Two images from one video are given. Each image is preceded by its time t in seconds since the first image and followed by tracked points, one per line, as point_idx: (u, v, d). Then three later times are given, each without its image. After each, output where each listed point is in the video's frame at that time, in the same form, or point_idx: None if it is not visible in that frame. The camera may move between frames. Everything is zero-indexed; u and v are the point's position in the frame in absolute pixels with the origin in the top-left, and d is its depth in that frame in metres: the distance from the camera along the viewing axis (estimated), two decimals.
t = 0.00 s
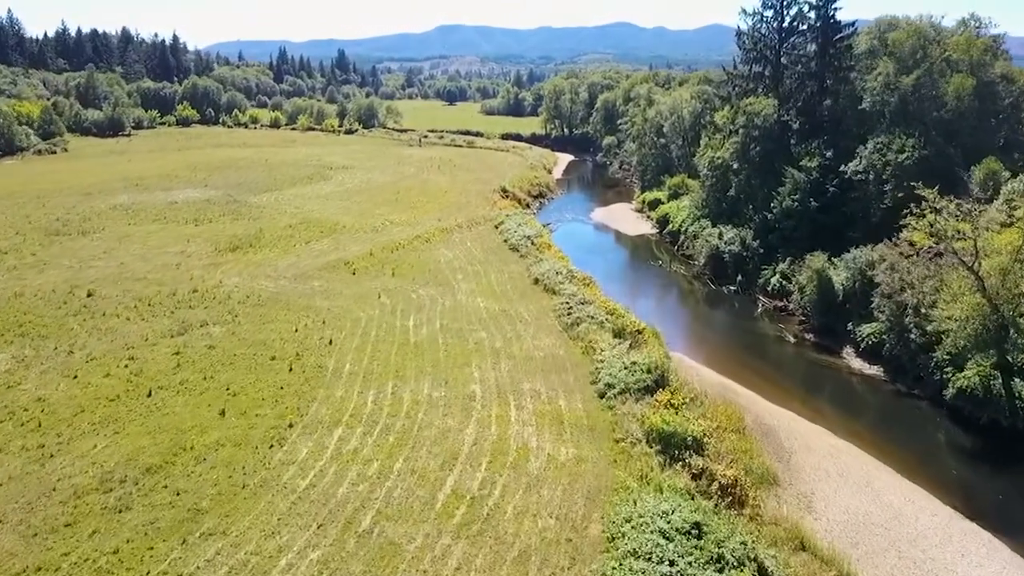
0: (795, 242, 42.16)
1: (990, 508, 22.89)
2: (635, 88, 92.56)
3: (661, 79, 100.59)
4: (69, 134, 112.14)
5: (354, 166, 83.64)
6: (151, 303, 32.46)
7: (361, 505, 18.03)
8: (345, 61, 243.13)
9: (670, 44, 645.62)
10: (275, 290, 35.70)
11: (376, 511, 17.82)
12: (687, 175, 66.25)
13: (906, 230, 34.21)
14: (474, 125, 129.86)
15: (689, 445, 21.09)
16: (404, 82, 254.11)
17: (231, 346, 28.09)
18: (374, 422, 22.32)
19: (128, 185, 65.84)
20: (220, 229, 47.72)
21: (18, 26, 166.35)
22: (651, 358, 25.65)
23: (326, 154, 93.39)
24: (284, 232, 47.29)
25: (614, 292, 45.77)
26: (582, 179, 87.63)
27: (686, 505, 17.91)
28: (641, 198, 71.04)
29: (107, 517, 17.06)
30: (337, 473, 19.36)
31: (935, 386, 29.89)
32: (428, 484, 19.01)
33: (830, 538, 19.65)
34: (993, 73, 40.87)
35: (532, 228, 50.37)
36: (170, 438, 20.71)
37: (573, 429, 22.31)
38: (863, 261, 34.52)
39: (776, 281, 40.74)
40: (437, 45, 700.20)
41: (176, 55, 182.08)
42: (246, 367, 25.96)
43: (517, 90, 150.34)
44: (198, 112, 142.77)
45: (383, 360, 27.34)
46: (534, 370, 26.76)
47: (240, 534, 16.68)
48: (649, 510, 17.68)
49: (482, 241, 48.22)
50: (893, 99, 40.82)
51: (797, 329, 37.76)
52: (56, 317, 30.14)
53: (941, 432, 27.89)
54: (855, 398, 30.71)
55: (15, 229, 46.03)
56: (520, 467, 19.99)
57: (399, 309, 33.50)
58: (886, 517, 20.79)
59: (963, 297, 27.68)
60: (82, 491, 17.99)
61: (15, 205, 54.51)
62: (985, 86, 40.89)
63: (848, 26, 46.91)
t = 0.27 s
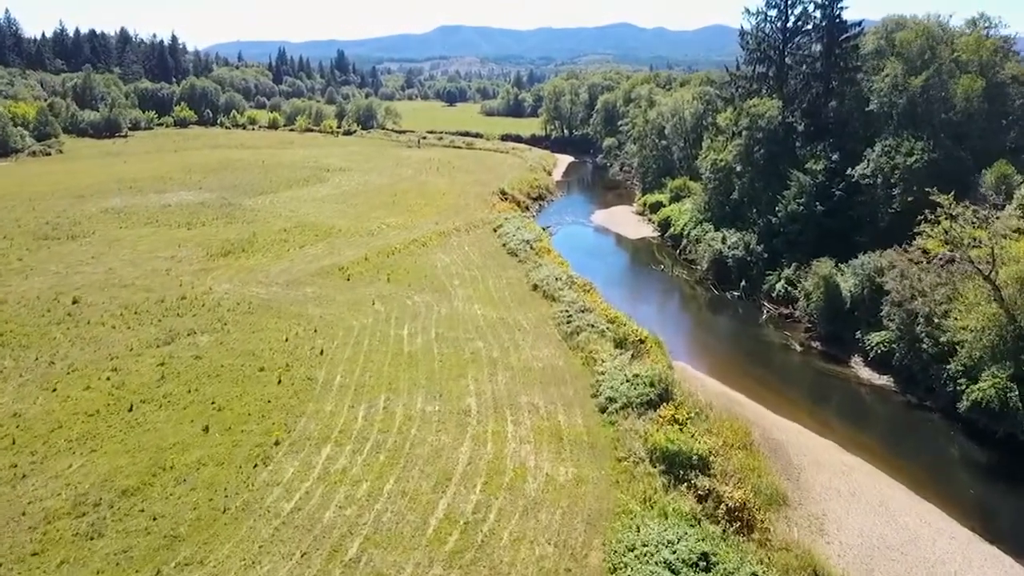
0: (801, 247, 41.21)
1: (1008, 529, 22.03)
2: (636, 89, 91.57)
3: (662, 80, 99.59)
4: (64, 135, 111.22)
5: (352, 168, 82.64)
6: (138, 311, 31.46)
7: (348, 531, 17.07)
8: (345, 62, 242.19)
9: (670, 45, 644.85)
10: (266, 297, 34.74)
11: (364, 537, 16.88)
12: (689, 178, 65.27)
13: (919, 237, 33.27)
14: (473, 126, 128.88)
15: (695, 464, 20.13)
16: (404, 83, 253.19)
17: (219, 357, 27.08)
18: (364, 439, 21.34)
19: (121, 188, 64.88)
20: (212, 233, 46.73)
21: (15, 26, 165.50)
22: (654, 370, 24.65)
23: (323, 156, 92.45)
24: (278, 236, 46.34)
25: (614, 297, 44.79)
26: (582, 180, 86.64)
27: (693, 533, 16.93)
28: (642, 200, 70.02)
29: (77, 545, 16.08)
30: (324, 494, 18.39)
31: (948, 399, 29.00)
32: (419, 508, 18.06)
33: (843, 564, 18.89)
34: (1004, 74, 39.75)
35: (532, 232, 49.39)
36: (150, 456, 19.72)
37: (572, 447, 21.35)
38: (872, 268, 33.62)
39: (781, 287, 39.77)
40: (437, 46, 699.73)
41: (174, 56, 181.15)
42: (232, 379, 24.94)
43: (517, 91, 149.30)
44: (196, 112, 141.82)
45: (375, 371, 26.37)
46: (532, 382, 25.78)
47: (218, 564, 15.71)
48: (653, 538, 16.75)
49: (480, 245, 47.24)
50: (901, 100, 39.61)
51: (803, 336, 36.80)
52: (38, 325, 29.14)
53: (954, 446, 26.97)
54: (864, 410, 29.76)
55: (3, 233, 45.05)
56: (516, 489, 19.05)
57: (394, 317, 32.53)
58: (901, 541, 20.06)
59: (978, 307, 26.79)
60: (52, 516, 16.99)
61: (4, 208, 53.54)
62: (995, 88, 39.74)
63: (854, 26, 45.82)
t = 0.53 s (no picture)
0: (813, 252, 40.06)
1: None
2: (643, 90, 90.47)
3: (670, 80, 98.38)
4: (68, 136, 110.88)
5: (355, 169, 81.84)
6: (132, 318, 30.61)
7: (340, 559, 16.17)
8: (351, 63, 241.65)
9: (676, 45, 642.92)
10: (264, 303, 33.87)
11: (357, 566, 15.97)
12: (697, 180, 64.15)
13: (942, 245, 32.20)
14: (479, 127, 127.91)
15: (707, 486, 19.13)
16: (410, 84, 252.55)
17: (212, 367, 26.17)
18: (360, 456, 20.40)
19: (122, 190, 64.23)
20: (211, 236, 45.93)
21: (21, 27, 165.59)
22: (663, 384, 23.62)
23: (327, 157, 91.66)
24: (279, 239, 45.52)
25: (621, 303, 43.79)
26: (589, 182, 85.55)
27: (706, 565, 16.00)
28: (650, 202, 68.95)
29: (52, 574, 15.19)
30: (316, 518, 17.47)
31: (969, 413, 27.86)
32: (416, 533, 17.14)
33: None
34: None
35: (537, 236, 48.43)
36: (135, 475, 18.81)
37: (578, 466, 20.40)
38: (888, 275, 32.48)
39: (793, 293, 38.65)
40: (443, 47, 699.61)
41: (180, 56, 180.93)
42: (225, 391, 24.01)
43: (523, 92, 148.21)
44: (200, 113, 141.39)
45: (373, 382, 25.44)
46: (536, 394, 24.81)
47: None
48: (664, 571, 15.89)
49: (484, 249, 46.29)
50: (916, 101, 38.19)
51: (816, 345, 35.66)
52: (28, 333, 28.32)
53: (977, 463, 25.86)
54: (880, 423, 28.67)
55: None
56: (518, 512, 18.13)
57: (395, 324, 31.61)
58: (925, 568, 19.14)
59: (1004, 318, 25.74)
60: (28, 541, 16.10)
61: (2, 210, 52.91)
62: (1014, 89, 38.19)
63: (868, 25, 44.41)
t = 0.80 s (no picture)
0: (835, 258, 38.65)
1: None
2: (658, 91, 89.10)
3: (685, 81, 96.97)
4: (81, 137, 111.25)
5: (366, 170, 81.16)
6: (133, 325, 29.93)
7: None
8: (364, 64, 241.86)
9: (691, 46, 639.62)
10: (269, 309, 33.08)
11: None
12: (714, 182, 62.84)
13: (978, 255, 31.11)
14: (492, 127, 127.06)
15: (728, 512, 18.02)
16: (423, 84, 252.26)
17: (212, 377, 25.36)
18: (362, 475, 19.47)
19: (132, 191, 63.93)
20: (218, 239, 45.30)
21: (38, 28, 166.93)
22: (680, 399, 22.49)
23: (338, 158, 91.13)
24: (287, 242, 44.79)
25: (634, 309, 42.62)
26: (602, 184, 84.35)
27: None
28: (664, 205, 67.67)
29: None
30: (313, 542, 16.56)
31: (1002, 430, 26.45)
32: (419, 560, 16.20)
33: None
34: None
35: (549, 240, 47.40)
36: (126, 493, 18.00)
37: (590, 487, 19.35)
38: (913, 283, 30.99)
39: (813, 301, 37.29)
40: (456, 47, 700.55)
41: (194, 57, 181.62)
42: (224, 403, 23.18)
43: (536, 92, 147.21)
44: (213, 114, 141.61)
45: (378, 394, 24.52)
46: (546, 408, 23.79)
47: None
48: None
49: (495, 253, 45.31)
50: (943, 103, 36.68)
51: (838, 355, 34.26)
52: (27, 340, 27.66)
53: (1012, 483, 24.51)
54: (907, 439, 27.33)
55: (6, 238, 43.99)
56: (527, 538, 17.15)
57: (402, 331, 30.68)
58: None
59: None
60: (10, 566, 15.33)
61: (11, 211, 52.64)
62: None
63: (892, 24, 42.71)
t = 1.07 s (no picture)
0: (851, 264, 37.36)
1: None
2: (668, 92, 87.84)
3: (695, 82, 95.70)
4: (88, 138, 111.15)
5: (372, 171, 80.37)
6: (128, 332, 29.15)
7: None
8: (372, 64, 241.56)
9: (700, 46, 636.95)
10: (268, 316, 32.20)
11: None
12: (725, 185, 61.61)
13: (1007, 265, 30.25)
14: (500, 128, 126.13)
15: (744, 539, 16.95)
16: (432, 85, 251.70)
17: (206, 388, 24.49)
18: (357, 495, 18.53)
19: (136, 193, 63.42)
20: (220, 242, 44.55)
21: (47, 29, 167.42)
22: (693, 416, 21.39)
23: (344, 159, 90.47)
24: (289, 246, 43.97)
25: (641, 315, 41.52)
26: (611, 185, 83.22)
27: None
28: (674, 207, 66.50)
29: None
30: (303, 571, 15.63)
31: None
32: None
33: None
34: None
35: (556, 244, 46.39)
36: (109, 515, 17.14)
37: (598, 510, 18.32)
38: (934, 292, 29.65)
39: (828, 308, 36.02)
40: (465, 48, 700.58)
41: (202, 57, 181.70)
42: (217, 417, 22.31)
43: (545, 93, 146.18)
44: (221, 114, 141.41)
45: (377, 407, 23.58)
46: (552, 423, 22.78)
47: None
48: None
49: (500, 257, 44.31)
50: (964, 105, 35.39)
51: (854, 364, 32.96)
52: (18, 349, 26.92)
53: None
54: (929, 456, 26.10)
55: (5, 241, 43.44)
56: (530, 567, 16.17)
57: (404, 339, 29.72)
58: None
59: None
60: None
61: (13, 214, 52.13)
62: None
63: (911, 23, 41.27)
